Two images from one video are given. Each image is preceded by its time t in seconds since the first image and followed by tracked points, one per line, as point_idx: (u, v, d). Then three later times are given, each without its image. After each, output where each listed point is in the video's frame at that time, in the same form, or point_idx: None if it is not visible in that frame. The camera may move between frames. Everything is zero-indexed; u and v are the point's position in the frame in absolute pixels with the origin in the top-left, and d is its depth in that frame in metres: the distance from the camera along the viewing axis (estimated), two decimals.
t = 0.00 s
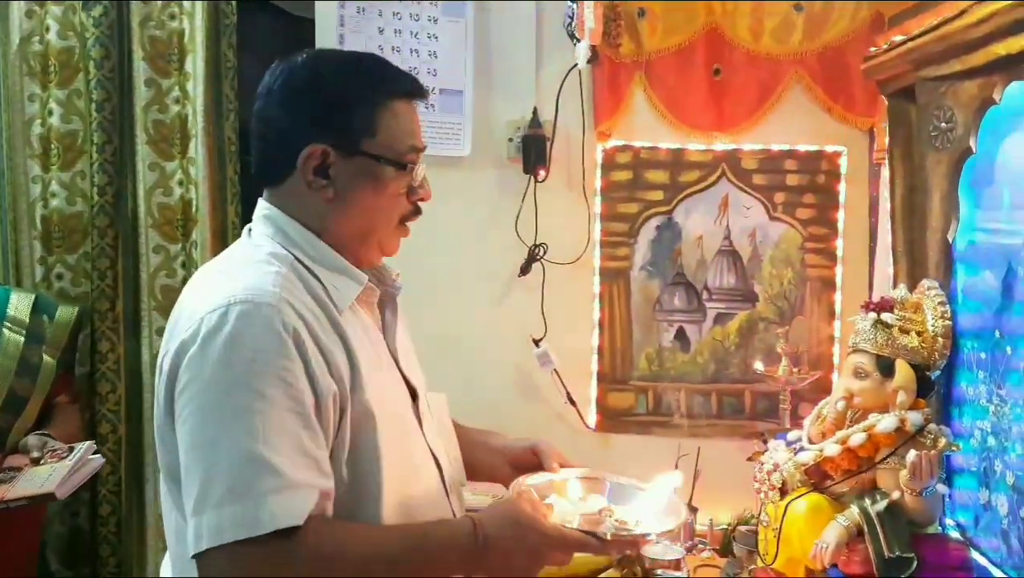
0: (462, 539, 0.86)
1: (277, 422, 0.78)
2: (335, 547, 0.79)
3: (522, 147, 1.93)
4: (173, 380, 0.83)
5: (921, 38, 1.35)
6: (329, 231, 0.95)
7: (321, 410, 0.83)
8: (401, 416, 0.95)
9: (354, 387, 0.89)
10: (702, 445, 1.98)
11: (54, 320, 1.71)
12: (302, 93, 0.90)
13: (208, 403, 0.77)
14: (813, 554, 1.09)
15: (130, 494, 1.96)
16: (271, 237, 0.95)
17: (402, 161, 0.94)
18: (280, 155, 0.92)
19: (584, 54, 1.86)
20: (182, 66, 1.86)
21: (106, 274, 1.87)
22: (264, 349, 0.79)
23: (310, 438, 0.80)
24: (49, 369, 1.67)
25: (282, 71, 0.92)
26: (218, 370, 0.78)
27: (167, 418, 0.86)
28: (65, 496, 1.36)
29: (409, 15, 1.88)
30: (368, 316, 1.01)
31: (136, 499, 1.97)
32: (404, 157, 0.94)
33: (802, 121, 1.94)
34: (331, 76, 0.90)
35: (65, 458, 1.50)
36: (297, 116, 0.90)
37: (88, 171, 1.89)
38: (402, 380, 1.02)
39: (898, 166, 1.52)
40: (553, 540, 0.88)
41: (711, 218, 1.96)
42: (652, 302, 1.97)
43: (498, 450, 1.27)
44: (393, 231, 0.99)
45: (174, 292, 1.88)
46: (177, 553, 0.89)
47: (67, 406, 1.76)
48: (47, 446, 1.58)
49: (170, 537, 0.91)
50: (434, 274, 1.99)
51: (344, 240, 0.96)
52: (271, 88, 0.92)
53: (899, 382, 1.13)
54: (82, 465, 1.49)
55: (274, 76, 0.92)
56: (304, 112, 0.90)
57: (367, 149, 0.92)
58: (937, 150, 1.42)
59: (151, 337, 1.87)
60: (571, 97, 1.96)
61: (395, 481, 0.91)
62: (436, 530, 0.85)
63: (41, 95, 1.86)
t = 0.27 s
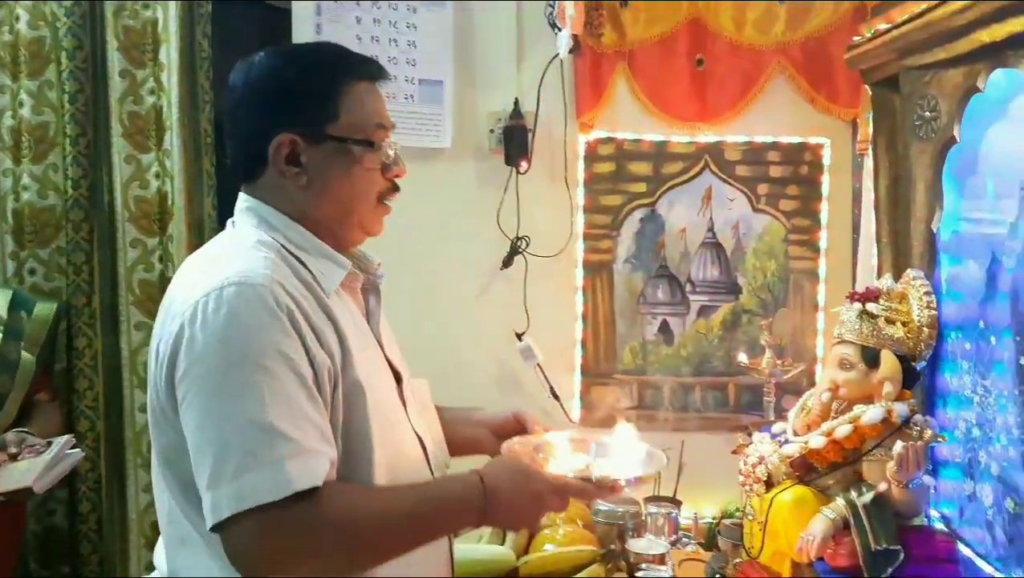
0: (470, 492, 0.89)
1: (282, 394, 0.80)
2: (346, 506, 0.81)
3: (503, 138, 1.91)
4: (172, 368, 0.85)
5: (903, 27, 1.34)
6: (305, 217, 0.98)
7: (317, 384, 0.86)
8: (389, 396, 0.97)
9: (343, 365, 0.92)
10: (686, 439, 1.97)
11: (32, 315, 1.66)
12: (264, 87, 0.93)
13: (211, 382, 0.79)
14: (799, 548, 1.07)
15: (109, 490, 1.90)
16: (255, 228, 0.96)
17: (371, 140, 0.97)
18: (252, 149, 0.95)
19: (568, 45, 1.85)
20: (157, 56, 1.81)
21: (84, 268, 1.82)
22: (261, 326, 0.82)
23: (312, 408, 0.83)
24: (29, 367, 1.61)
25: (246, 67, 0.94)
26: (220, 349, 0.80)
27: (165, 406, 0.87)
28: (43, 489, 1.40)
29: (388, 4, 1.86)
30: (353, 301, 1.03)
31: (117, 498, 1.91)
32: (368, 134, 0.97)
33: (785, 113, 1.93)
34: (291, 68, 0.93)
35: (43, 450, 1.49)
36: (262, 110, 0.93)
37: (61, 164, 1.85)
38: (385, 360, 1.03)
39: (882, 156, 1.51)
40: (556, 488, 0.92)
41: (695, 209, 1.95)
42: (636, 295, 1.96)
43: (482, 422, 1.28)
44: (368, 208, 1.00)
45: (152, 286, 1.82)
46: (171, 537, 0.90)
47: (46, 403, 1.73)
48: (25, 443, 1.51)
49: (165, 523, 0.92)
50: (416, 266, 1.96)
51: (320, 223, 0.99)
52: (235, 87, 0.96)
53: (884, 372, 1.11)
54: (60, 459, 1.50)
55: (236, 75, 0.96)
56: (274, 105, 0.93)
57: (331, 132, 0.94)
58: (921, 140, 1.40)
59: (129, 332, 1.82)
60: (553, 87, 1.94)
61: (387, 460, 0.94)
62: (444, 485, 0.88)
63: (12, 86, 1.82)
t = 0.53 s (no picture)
0: (448, 450, 0.86)
1: (246, 371, 0.78)
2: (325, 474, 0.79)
3: (457, 128, 1.89)
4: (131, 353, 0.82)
5: (856, 18, 1.35)
6: (257, 204, 0.94)
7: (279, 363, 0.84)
8: (348, 380, 0.95)
9: (302, 345, 0.89)
10: (642, 430, 1.96)
11: None
12: (199, 78, 0.89)
13: (172, 361, 0.77)
14: (758, 534, 1.08)
15: (53, 487, 1.80)
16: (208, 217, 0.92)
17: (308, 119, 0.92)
18: (195, 143, 0.92)
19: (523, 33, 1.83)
20: (97, 40, 1.73)
21: (19, 259, 1.74)
22: (221, 304, 0.79)
23: (277, 385, 0.80)
24: None
25: (179, 66, 0.91)
26: (178, 327, 0.77)
27: (123, 394, 0.84)
28: None
29: None
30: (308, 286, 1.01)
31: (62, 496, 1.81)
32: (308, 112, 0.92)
33: (736, 105, 1.94)
34: (224, 55, 0.89)
35: None
36: (199, 101, 0.90)
37: None
38: (344, 344, 1.00)
39: (835, 148, 1.53)
40: (533, 437, 0.91)
41: (650, 200, 1.95)
42: (592, 287, 1.95)
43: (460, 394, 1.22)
44: (319, 185, 0.95)
45: (95, 278, 1.74)
46: (130, 521, 0.88)
47: None
48: None
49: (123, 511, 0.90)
50: (370, 257, 1.92)
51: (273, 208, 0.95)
52: (172, 83, 0.92)
53: (840, 360, 1.12)
54: None
55: (172, 71, 0.92)
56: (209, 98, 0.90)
57: (269, 113, 0.90)
58: (874, 131, 1.39)
59: (71, 325, 1.73)
60: (507, 77, 1.92)
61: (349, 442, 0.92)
62: (421, 446, 0.85)
63: None
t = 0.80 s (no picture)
0: (405, 454, 0.81)
1: (198, 369, 0.74)
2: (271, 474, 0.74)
3: (414, 122, 1.85)
4: (91, 348, 0.80)
5: (819, 18, 1.36)
6: (222, 201, 0.89)
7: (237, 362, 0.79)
8: (320, 377, 0.90)
9: (264, 344, 0.85)
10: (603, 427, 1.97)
11: None
12: (155, 73, 0.85)
13: (121, 358, 0.73)
14: (732, 533, 1.08)
15: None
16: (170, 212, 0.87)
17: (269, 109, 0.87)
18: (155, 140, 0.87)
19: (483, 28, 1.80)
20: (34, 25, 1.63)
21: None
22: (172, 300, 0.75)
23: (233, 385, 0.76)
24: None
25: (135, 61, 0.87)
26: (129, 323, 0.74)
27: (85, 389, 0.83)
28: None
29: None
30: (277, 284, 0.96)
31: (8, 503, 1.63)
32: (268, 103, 0.88)
33: (693, 103, 1.95)
34: (181, 47, 0.85)
35: None
36: (156, 97, 0.85)
37: None
38: (315, 341, 0.96)
39: (792, 146, 1.54)
40: (497, 442, 0.87)
41: (608, 196, 1.95)
42: (551, 284, 1.94)
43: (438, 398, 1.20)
44: (284, 178, 0.91)
45: (33, 275, 1.64)
46: (99, 522, 0.86)
47: None
48: None
49: (93, 512, 0.88)
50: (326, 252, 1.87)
51: (238, 205, 0.90)
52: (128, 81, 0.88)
53: (811, 357, 1.13)
54: None
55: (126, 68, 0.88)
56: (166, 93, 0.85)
57: (228, 106, 0.85)
58: (833, 130, 1.43)
59: (7, 323, 1.63)
60: (465, 71, 1.89)
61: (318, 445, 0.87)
62: (375, 449, 0.81)
63: None
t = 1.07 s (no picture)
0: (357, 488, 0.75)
1: (160, 375, 0.69)
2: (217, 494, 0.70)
3: (375, 118, 1.83)
4: (53, 346, 0.76)
5: (785, 20, 1.39)
6: (196, 200, 0.85)
7: (205, 369, 0.75)
8: (295, 377, 0.86)
9: (237, 347, 0.80)
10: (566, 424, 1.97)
11: None
12: (128, 70, 0.81)
13: (79, 359, 0.69)
14: (708, 527, 1.10)
15: None
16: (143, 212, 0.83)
17: (245, 108, 0.84)
18: (129, 141, 0.83)
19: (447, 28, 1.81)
20: None
21: None
22: (136, 299, 0.70)
23: (195, 394, 0.71)
24: None
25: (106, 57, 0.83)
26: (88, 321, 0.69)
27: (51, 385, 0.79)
28: None
29: None
30: (251, 284, 0.93)
31: None
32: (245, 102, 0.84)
33: (653, 102, 1.97)
34: (155, 45, 0.81)
35: None
36: (131, 95, 0.81)
37: None
38: (290, 343, 0.91)
39: (754, 145, 1.58)
40: (452, 481, 0.78)
41: (570, 194, 1.95)
42: (513, 281, 1.94)
43: (399, 418, 1.14)
44: (259, 178, 0.87)
45: None
46: (68, 525, 0.83)
47: None
48: None
49: (62, 515, 0.85)
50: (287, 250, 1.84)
51: (214, 207, 0.86)
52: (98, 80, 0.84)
53: (782, 354, 1.15)
54: None
55: (97, 67, 0.84)
56: (140, 90, 0.81)
57: (204, 105, 0.82)
58: (797, 130, 1.47)
59: None
60: (426, 67, 1.87)
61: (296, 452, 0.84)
62: (327, 479, 0.74)
63: None
